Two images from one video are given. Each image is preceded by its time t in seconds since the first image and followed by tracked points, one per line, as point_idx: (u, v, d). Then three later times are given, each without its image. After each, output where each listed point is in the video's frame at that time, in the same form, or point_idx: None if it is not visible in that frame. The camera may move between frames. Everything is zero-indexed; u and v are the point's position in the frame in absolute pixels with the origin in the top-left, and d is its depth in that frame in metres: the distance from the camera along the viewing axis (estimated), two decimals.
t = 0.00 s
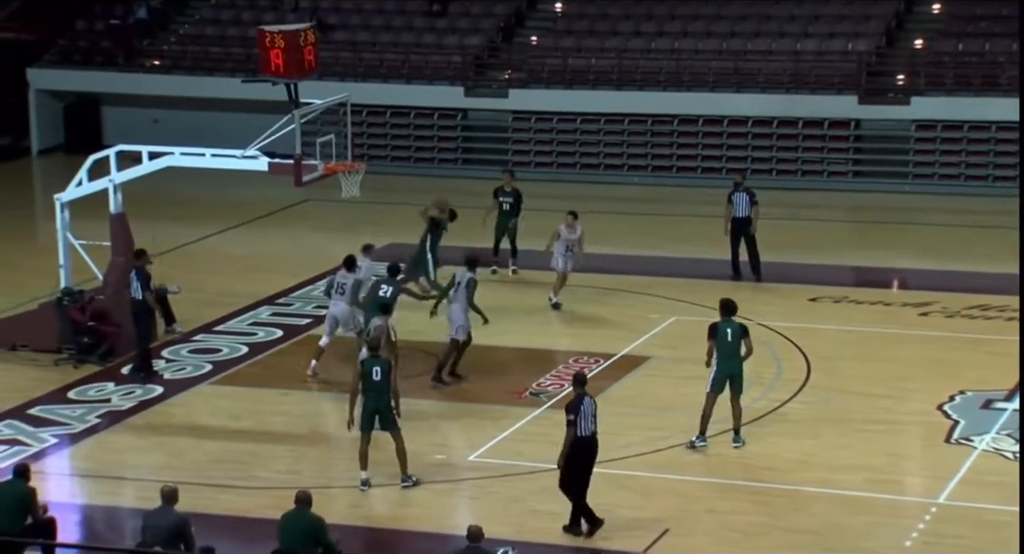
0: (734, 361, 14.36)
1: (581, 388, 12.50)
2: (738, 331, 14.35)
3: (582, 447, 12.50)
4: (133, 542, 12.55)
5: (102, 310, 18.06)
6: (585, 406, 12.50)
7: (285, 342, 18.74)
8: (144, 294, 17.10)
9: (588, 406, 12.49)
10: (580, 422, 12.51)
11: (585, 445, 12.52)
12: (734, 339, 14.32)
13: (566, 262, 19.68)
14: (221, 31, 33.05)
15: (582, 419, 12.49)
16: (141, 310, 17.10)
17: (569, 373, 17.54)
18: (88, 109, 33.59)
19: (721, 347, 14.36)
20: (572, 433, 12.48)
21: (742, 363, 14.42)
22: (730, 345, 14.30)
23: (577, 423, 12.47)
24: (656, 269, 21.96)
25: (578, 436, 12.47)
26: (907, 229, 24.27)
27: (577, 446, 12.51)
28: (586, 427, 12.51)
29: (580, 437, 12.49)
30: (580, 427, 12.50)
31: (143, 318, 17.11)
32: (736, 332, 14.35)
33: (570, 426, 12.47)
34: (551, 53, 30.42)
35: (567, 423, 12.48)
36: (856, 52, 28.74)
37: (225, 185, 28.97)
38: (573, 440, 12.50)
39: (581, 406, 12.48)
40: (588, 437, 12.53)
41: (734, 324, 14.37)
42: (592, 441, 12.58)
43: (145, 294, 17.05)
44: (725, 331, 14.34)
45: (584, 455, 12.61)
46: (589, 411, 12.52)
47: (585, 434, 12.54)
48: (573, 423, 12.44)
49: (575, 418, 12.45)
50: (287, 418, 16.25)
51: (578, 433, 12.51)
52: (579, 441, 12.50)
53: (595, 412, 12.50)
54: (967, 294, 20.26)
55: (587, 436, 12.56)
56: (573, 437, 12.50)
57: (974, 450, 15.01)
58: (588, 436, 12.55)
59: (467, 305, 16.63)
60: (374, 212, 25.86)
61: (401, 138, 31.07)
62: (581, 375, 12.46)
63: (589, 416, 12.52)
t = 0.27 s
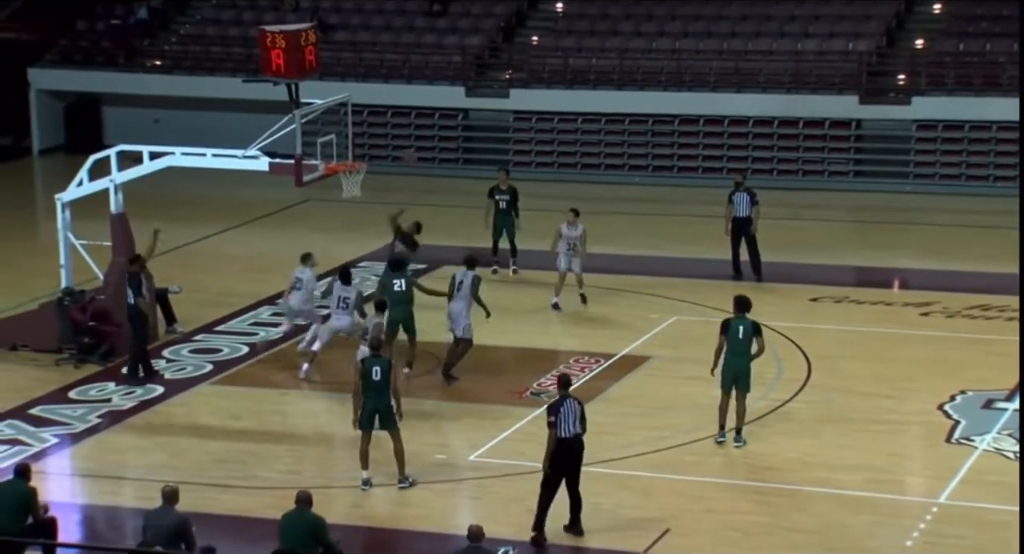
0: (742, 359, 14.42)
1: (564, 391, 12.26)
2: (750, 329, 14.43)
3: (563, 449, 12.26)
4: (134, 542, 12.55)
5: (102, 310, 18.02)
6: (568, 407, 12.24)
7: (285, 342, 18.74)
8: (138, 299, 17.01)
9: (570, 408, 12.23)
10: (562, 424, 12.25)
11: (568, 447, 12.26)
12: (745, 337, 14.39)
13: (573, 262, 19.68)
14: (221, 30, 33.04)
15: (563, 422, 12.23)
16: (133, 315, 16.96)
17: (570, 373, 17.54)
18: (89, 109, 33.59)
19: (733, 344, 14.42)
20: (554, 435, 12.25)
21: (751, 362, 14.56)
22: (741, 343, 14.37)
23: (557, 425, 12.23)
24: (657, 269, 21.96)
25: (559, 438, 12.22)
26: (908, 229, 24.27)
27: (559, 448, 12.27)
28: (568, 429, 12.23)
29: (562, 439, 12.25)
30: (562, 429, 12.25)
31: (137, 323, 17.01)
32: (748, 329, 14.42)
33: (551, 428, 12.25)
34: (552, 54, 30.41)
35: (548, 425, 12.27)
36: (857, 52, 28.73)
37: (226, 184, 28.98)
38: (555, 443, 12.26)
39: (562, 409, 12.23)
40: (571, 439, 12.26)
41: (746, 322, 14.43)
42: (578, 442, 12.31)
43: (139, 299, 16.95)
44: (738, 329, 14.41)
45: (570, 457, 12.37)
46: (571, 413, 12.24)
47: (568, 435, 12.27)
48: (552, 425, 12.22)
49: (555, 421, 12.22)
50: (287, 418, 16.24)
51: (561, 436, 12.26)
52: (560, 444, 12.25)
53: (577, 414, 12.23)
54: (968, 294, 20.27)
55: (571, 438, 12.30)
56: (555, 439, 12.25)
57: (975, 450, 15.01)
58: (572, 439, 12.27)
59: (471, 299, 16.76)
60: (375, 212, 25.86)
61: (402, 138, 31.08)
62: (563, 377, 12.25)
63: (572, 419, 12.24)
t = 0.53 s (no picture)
0: (748, 359, 14.43)
1: (547, 393, 12.22)
2: (755, 329, 14.45)
3: (547, 451, 12.23)
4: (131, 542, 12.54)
5: (102, 309, 18.12)
6: (551, 409, 12.21)
7: (283, 341, 18.75)
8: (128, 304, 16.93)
9: (553, 410, 12.19)
10: (545, 425, 12.23)
11: (553, 449, 12.23)
12: (750, 336, 14.42)
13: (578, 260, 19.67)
14: (220, 30, 33.03)
15: (546, 424, 12.20)
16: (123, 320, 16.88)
17: (569, 373, 17.54)
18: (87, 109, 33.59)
19: (738, 344, 14.45)
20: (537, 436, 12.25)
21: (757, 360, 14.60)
22: (748, 343, 14.39)
23: (539, 427, 12.22)
24: (656, 269, 21.96)
25: (541, 440, 12.20)
26: (907, 229, 24.27)
27: (543, 450, 12.24)
28: (551, 431, 12.20)
29: (546, 441, 12.23)
30: (545, 431, 12.22)
31: (129, 327, 16.97)
32: (753, 329, 14.44)
33: (534, 430, 12.26)
34: (551, 53, 30.42)
35: (531, 426, 12.27)
36: (855, 52, 28.73)
37: (224, 184, 28.97)
38: (538, 445, 12.26)
39: (544, 411, 12.21)
40: (554, 441, 12.21)
41: (752, 321, 14.47)
42: (564, 445, 12.25)
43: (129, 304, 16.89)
44: (743, 328, 14.45)
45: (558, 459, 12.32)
46: (552, 416, 12.19)
47: (552, 437, 12.22)
48: (533, 427, 12.23)
49: (536, 423, 12.21)
50: (286, 417, 16.24)
51: (544, 437, 12.24)
52: (544, 445, 12.23)
53: (560, 415, 12.17)
54: (967, 293, 20.27)
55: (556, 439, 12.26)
56: (538, 441, 12.25)
57: (973, 449, 15.01)
58: (556, 442, 12.22)
59: (482, 304, 16.50)
60: (373, 212, 25.87)
61: (401, 137, 31.08)
62: (546, 378, 12.23)
63: (554, 422, 12.18)
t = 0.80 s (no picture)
0: (756, 357, 14.49)
1: (541, 394, 12.20)
2: (762, 327, 14.50)
3: (542, 452, 12.22)
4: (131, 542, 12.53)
5: (101, 308, 18.08)
6: (544, 410, 12.18)
7: (283, 341, 18.75)
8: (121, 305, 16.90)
9: (547, 410, 12.16)
10: (539, 426, 12.21)
11: (547, 450, 12.22)
12: (757, 334, 14.47)
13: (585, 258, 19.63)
14: (220, 30, 33.02)
15: (539, 425, 12.18)
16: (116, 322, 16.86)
17: (568, 372, 17.55)
18: (87, 109, 33.60)
19: (746, 342, 14.52)
20: (531, 437, 12.24)
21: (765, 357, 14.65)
22: (755, 341, 14.44)
23: (533, 428, 12.20)
24: (656, 269, 21.96)
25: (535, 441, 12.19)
26: (907, 228, 24.27)
27: (538, 451, 12.24)
28: (545, 432, 12.18)
29: (540, 442, 12.22)
30: (540, 432, 12.21)
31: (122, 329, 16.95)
32: (760, 327, 14.49)
33: (527, 431, 12.25)
34: (550, 53, 30.42)
35: (526, 427, 12.26)
36: (855, 52, 28.73)
37: (224, 184, 28.97)
38: (532, 445, 12.25)
39: (538, 412, 12.18)
40: (548, 442, 12.20)
41: (759, 319, 14.52)
42: (558, 445, 12.23)
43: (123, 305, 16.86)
44: (749, 326, 14.49)
45: (553, 460, 12.31)
46: (546, 417, 12.16)
47: (546, 438, 12.21)
48: (526, 428, 12.21)
49: (530, 424, 12.19)
50: (286, 417, 16.24)
51: (538, 438, 12.23)
52: (539, 446, 12.22)
53: (553, 417, 12.15)
54: (967, 293, 20.27)
55: (551, 440, 12.24)
56: (532, 441, 12.24)
57: (973, 449, 15.02)
58: (548, 442, 12.21)
59: (498, 304, 16.43)
60: (373, 212, 25.88)
61: (401, 137, 31.08)
62: (540, 379, 12.20)
63: (549, 423, 12.16)
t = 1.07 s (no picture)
0: (765, 352, 14.53)
1: (541, 394, 12.20)
2: (771, 323, 14.48)
3: (541, 452, 12.23)
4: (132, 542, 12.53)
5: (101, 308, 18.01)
6: (544, 410, 12.18)
7: (283, 341, 18.75)
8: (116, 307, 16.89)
9: (546, 411, 12.16)
10: (538, 427, 12.21)
11: (546, 451, 12.22)
12: (767, 332, 14.46)
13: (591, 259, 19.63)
14: (220, 30, 33.02)
15: (539, 426, 12.19)
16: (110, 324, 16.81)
17: (569, 372, 17.55)
18: (88, 110, 33.59)
19: (755, 339, 14.53)
20: (530, 437, 12.25)
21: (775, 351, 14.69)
22: (764, 338, 14.46)
23: (533, 429, 12.21)
24: (656, 268, 21.97)
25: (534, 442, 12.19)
26: (907, 228, 24.27)
27: (537, 451, 12.24)
28: (544, 432, 12.19)
29: (539, 442, 12.22)
30: (539, 433, 12.21)
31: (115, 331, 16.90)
32: (769, 324, 14.48)
33: (527, 432, 12.26)
34: (550, 53, 30.42)
35: (525, 427, 12.26)
36: (855, 52, 28.74)
37: (224, 184, 28.96)
38: (532, 445, 12.25)
39: (538, 412, 12.18)
40: (547, 442, 12.21)
41: (768, 316, 14.49)
42: (557, 446, 12.24)
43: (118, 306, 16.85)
44: (758, 324, 14.46)
45: (551, 460, 12.32)
46: (546, 417, 12.16)
47: (545, 439, 12.21)
48: (525, 428, 12.22)
49: (529, 424, 12.19)
50: (286, 417, 16.24)
51: (537, 438, 12.24)
52: (538, 447, 12.23)
53: (553, 417, 12.15)
54: (967, 293, 20.27)
55: (550, 440, 12.25)
56: (532, 442, 12.24)
57: (974, 449, 15.02)
58: (547, 443, 12.22)
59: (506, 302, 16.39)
60: (374, 212, 25.88)
61: (401, 137, 31.09)
62: (540, 379, 12.20)
63: (548, 423, 12.16)
